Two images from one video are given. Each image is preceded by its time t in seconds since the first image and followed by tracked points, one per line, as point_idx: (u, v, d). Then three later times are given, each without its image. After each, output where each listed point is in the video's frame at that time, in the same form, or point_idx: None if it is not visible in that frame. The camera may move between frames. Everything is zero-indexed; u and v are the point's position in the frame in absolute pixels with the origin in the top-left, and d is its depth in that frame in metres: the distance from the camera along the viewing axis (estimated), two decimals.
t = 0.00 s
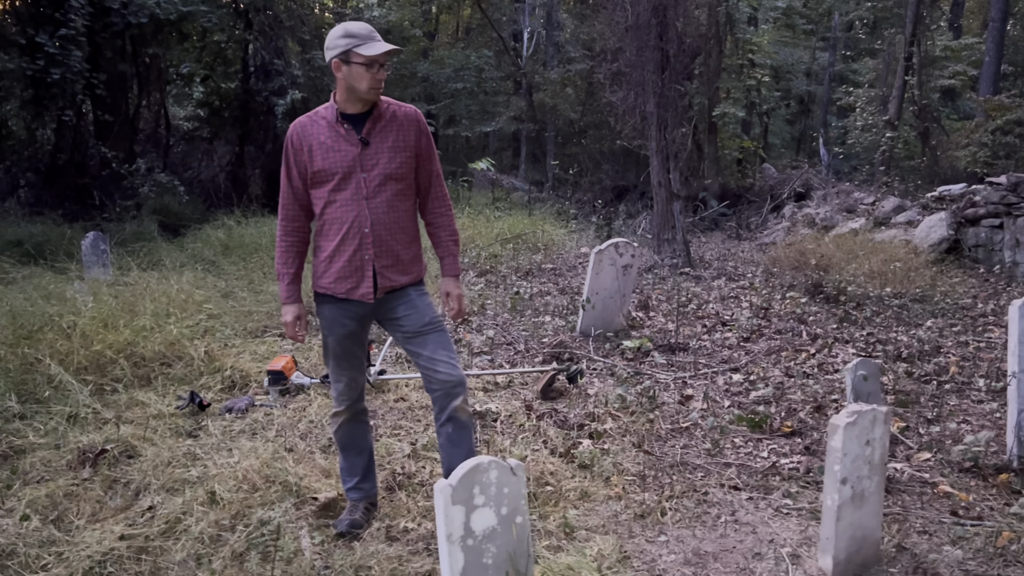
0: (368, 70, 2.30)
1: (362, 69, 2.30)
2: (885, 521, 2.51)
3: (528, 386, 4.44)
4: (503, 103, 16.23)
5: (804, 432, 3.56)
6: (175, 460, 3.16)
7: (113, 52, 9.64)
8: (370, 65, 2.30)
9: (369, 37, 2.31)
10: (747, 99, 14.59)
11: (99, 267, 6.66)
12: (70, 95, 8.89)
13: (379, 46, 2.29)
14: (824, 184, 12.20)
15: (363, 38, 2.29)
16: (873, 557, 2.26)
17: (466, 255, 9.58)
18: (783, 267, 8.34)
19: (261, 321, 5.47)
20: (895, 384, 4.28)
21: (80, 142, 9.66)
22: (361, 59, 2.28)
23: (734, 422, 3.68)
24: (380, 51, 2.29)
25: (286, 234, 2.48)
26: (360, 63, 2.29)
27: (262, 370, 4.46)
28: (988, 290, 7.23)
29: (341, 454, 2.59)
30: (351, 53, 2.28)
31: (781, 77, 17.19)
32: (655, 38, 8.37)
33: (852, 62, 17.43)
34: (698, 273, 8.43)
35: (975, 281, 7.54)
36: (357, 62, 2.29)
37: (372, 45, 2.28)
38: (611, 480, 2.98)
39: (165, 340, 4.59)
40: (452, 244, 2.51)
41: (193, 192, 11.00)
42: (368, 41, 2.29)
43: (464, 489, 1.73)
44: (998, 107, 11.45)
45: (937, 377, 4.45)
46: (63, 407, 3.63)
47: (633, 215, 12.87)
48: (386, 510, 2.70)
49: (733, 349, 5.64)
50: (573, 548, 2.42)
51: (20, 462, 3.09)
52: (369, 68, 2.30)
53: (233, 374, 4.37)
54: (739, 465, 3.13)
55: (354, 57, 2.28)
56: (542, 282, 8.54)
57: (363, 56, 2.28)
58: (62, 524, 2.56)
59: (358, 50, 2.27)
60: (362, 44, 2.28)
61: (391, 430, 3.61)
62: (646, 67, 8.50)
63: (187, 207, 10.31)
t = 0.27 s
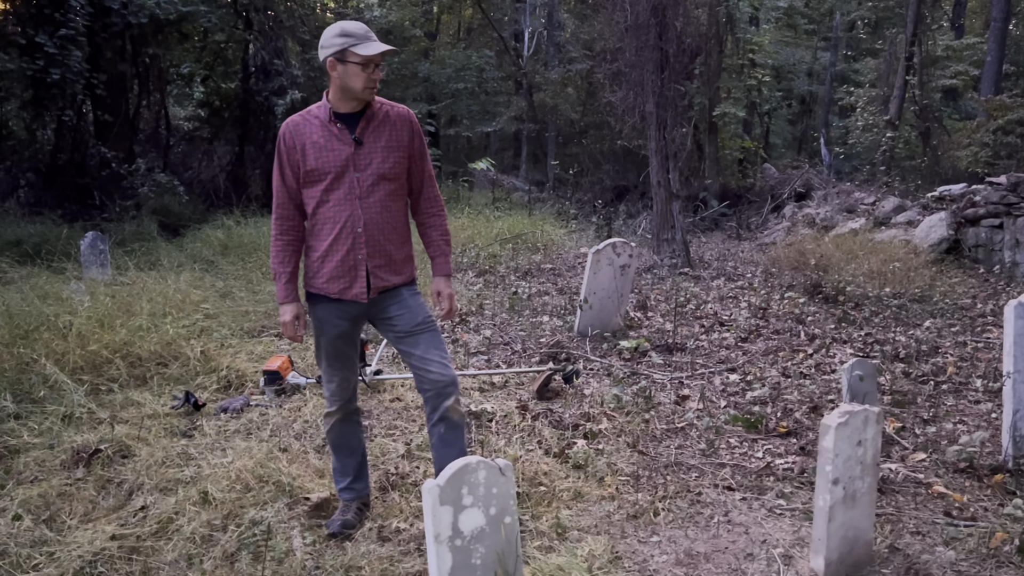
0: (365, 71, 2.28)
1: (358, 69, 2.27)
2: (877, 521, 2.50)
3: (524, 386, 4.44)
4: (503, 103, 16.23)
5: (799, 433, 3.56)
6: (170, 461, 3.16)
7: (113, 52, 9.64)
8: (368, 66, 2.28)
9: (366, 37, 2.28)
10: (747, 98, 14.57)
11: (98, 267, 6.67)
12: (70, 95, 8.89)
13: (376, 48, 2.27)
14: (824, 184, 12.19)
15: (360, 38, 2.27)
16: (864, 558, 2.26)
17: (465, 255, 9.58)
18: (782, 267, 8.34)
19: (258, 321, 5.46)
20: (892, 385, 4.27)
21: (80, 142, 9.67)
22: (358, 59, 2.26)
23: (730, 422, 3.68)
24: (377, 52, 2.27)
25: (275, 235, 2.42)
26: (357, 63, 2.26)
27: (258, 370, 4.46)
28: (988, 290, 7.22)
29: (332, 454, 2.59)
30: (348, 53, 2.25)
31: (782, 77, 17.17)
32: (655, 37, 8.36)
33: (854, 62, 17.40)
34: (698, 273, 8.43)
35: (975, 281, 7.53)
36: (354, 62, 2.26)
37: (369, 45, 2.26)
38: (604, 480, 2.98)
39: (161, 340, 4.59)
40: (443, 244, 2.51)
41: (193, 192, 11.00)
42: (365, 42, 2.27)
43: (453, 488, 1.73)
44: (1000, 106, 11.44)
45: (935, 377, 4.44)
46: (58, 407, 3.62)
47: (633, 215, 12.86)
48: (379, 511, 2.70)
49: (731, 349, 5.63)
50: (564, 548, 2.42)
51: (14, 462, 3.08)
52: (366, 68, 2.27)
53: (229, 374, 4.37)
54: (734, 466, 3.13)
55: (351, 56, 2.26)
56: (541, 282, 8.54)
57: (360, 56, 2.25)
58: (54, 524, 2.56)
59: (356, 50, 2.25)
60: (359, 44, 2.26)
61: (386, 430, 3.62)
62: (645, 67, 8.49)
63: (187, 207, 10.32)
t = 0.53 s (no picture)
0: (362, 70, 2.28)
1: (356, 68, 2.27)
2: (875, 522, 2.51)
3: (524, 387, 4.45)
4: (506, 103, 16.23)
5: (799, 433, 3.56)
6: (170, 460, 3.17)
7: (116, 52, 9.65)
8: (364, 65, 2.28)
9: (363, 36, 2.29)
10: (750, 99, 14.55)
11: (101, 267, 6.69)
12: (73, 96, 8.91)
13: (373, 47, 2.27)
14: (827, 185, 12.18)
15: (358, 37, 2.27)
16: (862, 559, 2.26)
17: (467, 255, 9.59)
18: (784, 267, 8.34)
19: (259, 321, 5.48)
20: (893, 385, 4.27)
21: (83, 142, 9.69)
22: (355, 58, 2.26)
23: (729, 423, 3.68)
24: (374, 50, 2.27)
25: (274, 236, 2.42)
26: (353, 62, 2.26)
27: (259, 370, 4.47)
28: (990, 291, 7.21)
29: (331, 453, 2.60)
30: (345, 52, 2.26)
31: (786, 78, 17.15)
32: (657, 38, 8.35)
33: (857, 62, 17.37)
34: (699, 274, 8.43)
35: (977, 282, 7.52)
36: (351, 61, 2.26)
37: (365, 44, 2.26)
38: (604, 481, 2.98)
39: (163, 340, 4.60)
40: (442, 243, 2.51)
41: (195, 192, 11.02)
42: (363, 41, 2.27)
43: (449, 488, 1.74)
44: (1003, 107, 11.40)
45: (935, 378, 4.44)
46: (59, 407, 3.63)
47: (635, 215, 12.87)
48: (378, 510, 2.70)
49: (732, 350, 5.64)
50: (562, 548, 2.42)
51: (15, 462, 3.09)
52: (363, 67, 2.28)
53: (230, 374, 4.39)
54: (733, 466, 3.12)
55: (347, 55, 2.26)
56: (543, 282, 8.55)
57: (357, 55, 2.25)
58: (55, 523, 2.56)
59: (353, 49, 2.25)
60: (356, 43, 2.26)
61: (386, 430, 3.62)
62: (647, 68, 8.49)
63: (189, 207, 10.34)
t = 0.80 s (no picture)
0: (358, 69, 2.28)
1: (351, 67, 2.28)
2: (875, 523, 2.50)
3: (526, 387, 4.45)
4: (510, 103, 16.23)
5: (801, 434, 3.55)
6: (172, 460, 3.18)
7: (121, 53, 9.67)
8: (360, 63, 2.28)
9: (359, 35, 2.29)
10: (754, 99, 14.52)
11: (105, 267, 6.72)
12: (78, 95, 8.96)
13: (368, 45, 2.27)
14: (832, 185, 12.15)
15: (354, 37, 2.28)
16: (862, 559, 2.25)
17: (470, 255, 9.60)
18: (788, 268, 8.32)
19: (262, 321, 5.49)
20: (895, 386, 4.26)
21: (88, 142, 9.73)
22: (353, 57, 2.26)
23: (731, 424, 3.67)
24: (370, 49, 2.28)
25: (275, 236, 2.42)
26: (348, 61, 2.27)
27: (261, 370, 4.48)
28: (994, 292, 7.18)
29: (332, 454, 2.60)
30: (341, 51, 2.26)
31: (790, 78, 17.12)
32: (660, 38, 8.34)
33: (862, 63, 17.33)
34: (703, 274, 8.42)
35: (981, 283, 7.49)
36: (346, 61, 2.27)
37: (362, 43, 2.27)
38: (604, 481, 2.98)
39: (165, 340, 4.61)
40: (442, 243, 2.51)
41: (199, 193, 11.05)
42: (358, 40, 2.27)
43: (447, 489, 1.74)
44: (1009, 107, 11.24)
45: (938, 379, 4.43)
46: (61, 406, 3.64)
47: (639, 215, 12.86)
48: (378, 510, 2.71)
49: (734, 350, 5.63)
50: (561, 549, 2.42)
51: (17, 461, 3.10)
52: (359, 66, 2.28)
53: (232, 374, 4.40)
54: (734, 467, 3.11)
55: (343, 55, 2.26)
56: (546, 282, 8.55)
57: (352, 54, 2.26)
58: (56, 522, 2.57)
59: (347, 48, 2.25)
60: (351, 43, 2.26)
61: (387, 430, 3.62)
62: (650, 68, 8.48)
63: (193, 207, 10.36)
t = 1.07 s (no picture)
0: (356, 67, 2.28)
1: (350, 66, 2.28)
2: (878, 524, 2.49)
3: (529, 386, 4.45)
4: (516, 103, 16.23)
5: (804, 435, 3.54)
6: (174, 459, 3.19)
7: (128, 53, 9.70)
8: (359, 61, 2.28)
9: (358, 33, 2.29)
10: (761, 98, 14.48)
11: (111, 266, 6.74)
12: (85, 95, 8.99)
13: (367, 43, 2.27)
14: (838, 185, 12.12)
15: (353, 35, 2.28)
16: (864, 560, 2.24)
17: (475, 255, 9.60)
18: (794, 268, 8.30)
19: (266, 320, 5.49)
20: (900, 386, 4.24)
21: (95, 141, 9.78)
22: (351, 55, 2.27)
23: (734, 424, 3.66)
24: (369, 47, 2.28)
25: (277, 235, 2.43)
26: (347, 59, 2.27)
27: (265, 369, 4.49)
28: (1001, 292, 7.15)
29: (333, 452, 2.61)
30: (339, 50, 2.27)
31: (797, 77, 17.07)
32: (666, 38, 8.33)
33: (869, 62, 17.27)
34: (708, 274, 8.40)
35: (988, 283, 7.46)
36: (345, 59, 2.27)
37: (361, 40, 2.27)
38: (606, 481, 2.97)
39: (169, 339, 4.63)
40: (444, 242, 2.50)
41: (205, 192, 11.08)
42: (357, 38, 2.27)
43: (446, 488, 1.73)
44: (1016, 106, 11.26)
45: (943, 379, 4.41)
46: (66, 405, 3.66)
47: (644, 215, 12.84)
48: (379, 509, 2.71)
49: (739, 351, 5.61)
50: (561, 549, 2.42)
51: (21, 459, 3.11)
52: (358, 64, 2.28)
53: (236, 373, 4.40)
54: (736, 467, 3.10)
55: (342, 53, 2.27)
56: (551, 282, 8.54)
57: (350, 52, 2.26)
58: (59, 520, 2.58)
59: (346, 47, 2.26)
60: (350, 41, 2.27)
61: (389, 429, 3.62)
62: (655, 67, 8.47)
63: (199, 207, 10.39)
